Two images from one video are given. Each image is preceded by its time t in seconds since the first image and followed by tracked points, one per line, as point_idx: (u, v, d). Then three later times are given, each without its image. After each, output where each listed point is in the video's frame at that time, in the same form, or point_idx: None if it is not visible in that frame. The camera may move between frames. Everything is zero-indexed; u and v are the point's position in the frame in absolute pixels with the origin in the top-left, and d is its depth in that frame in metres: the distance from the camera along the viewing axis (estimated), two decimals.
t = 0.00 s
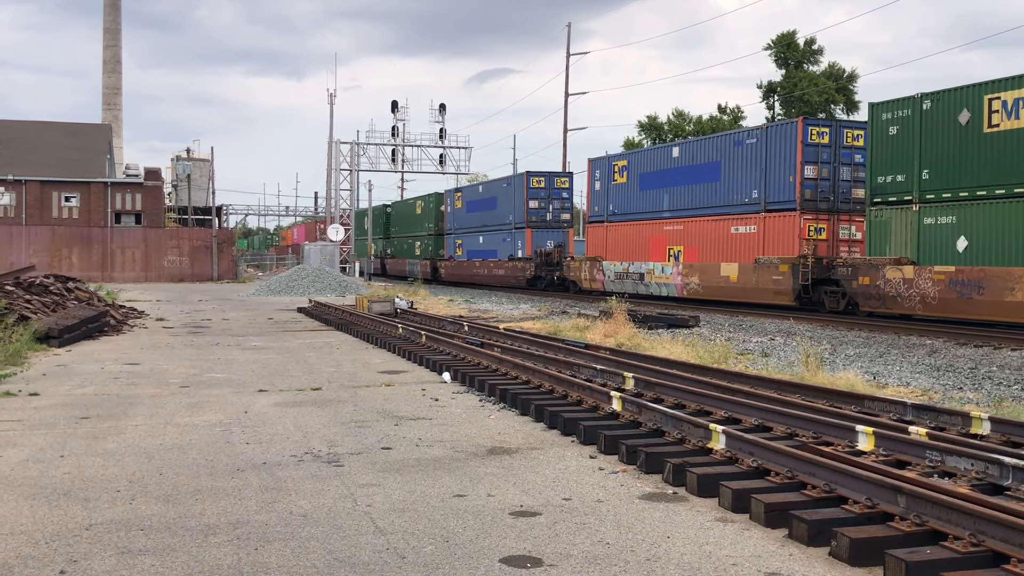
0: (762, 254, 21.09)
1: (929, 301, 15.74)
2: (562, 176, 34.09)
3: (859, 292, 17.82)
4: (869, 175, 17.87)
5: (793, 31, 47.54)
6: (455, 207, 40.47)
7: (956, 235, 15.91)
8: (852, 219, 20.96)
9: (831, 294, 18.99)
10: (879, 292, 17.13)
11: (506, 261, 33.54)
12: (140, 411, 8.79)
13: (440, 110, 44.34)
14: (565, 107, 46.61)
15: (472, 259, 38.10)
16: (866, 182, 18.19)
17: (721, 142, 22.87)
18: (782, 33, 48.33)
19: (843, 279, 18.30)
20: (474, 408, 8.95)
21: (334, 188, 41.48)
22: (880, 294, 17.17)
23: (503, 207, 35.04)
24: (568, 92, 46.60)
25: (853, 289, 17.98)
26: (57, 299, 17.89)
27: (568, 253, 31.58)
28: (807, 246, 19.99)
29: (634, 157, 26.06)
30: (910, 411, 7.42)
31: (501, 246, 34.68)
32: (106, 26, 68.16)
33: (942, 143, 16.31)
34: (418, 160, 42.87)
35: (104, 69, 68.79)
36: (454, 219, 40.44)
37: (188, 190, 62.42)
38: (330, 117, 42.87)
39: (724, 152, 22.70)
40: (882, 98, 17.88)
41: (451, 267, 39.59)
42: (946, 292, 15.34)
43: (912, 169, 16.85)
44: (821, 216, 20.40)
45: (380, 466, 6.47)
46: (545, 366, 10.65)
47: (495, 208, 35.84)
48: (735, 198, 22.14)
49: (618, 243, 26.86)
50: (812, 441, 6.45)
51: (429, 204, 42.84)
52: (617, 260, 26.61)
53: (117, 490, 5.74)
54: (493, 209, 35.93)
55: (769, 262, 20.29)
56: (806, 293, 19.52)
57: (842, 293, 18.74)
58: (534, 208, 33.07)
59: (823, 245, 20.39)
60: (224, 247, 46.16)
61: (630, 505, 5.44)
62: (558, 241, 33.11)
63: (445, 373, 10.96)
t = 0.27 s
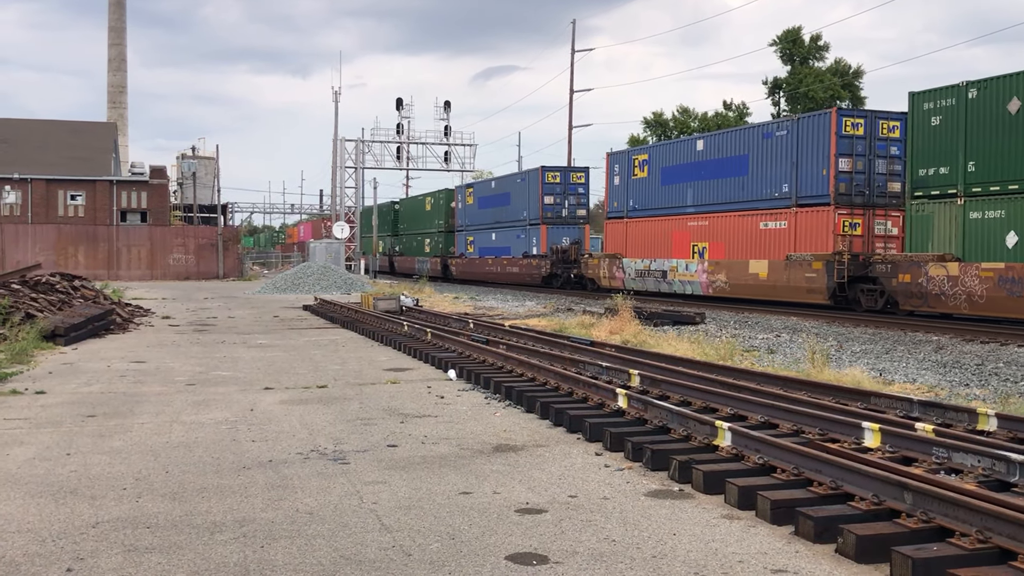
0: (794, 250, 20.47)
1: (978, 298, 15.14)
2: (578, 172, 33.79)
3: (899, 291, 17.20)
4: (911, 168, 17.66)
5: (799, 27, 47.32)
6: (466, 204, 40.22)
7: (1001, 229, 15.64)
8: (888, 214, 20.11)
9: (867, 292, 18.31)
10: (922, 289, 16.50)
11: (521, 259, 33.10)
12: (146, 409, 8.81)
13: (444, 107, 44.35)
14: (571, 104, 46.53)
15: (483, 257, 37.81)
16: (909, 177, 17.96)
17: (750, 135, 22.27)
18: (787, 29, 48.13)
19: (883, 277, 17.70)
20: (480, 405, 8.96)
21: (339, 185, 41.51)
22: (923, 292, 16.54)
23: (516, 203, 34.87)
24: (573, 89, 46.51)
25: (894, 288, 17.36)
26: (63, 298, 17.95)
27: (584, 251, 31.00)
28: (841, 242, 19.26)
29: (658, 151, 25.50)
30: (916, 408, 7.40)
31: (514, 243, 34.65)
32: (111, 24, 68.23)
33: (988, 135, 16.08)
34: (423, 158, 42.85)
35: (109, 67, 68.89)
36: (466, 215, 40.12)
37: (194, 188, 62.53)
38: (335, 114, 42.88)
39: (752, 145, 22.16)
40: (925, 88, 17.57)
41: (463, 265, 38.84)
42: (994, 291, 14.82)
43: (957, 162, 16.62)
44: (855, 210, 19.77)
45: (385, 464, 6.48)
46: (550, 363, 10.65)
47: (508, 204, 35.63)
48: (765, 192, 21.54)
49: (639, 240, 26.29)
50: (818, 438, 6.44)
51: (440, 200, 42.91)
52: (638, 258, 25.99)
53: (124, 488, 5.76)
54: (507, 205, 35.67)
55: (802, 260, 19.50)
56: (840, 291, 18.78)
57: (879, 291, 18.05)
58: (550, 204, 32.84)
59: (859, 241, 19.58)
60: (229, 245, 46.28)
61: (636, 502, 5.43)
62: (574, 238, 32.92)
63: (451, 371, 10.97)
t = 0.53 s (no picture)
0: (827, 247, 19.50)
1: None
2: (594, 166, 32.51)
3: (942, 289, 16.45)
4: (955, 160, 17.17)
5: (804, 23, 47.19)
6: (477, 200, 39.47)
7: None
8: (926, 208, 19.35)
9: (907, 291, 17.58)
10: (967, 287, 15.79)
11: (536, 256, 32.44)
12: (153, 407, 8.84)
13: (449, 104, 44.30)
14: (576, 102, 46.47)
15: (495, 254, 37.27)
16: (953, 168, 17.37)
17: (779, 127, 21.29)
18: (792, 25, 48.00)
19: (925, 274, 16.94)
20: (485, 402, 8.95)
21: (344, 183, 41.55)
22: (968, 290, 15.82)
23: (530, 200, 34.00)
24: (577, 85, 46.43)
25: (936, 286, 16.64)
26: (69, 296, 18.02)
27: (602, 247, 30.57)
28: (878, 238, 18.49)
29: (681, 144, 24.61)
30: (922, 405, 7.38)
31: (529, 240, 33.89)
32: (116, 24, 68.45)
33: None
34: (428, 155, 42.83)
35: (114, 66, 69.06)
36: (478, 212, 39.31)
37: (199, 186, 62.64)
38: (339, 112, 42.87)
39: (782, 137, 21.22)
40: (969, 77, 17.08)
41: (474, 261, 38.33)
42: None
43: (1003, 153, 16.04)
44: (892, 205, 18.85)
45: (392, 461, 6.48)
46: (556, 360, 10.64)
47: (522, 200, 34.75)
48: (795, 186, 20.62)
49: (661, 236, 25.35)
50: (824, 434, 6.42)
51: (450, 197, 42.23)
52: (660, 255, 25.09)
53: (131, 486, 5.78)
54: (521, 201, 34.68)
55: (835, 256, 18.80)
56: (879, 289, 18.11)
57: (919, 289, 17.31)
58: (566, 201, 31.72)
59: (896, 237, 18.81)
60: (235, 243, 46.43)
61: (643, 499, 5.43)
62: (591, 235, 31.85)
63: (456, 368, 10.99)
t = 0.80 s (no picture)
0: (861, 243, 18.64)
1: None
2: (610, 161, 32.04)
3: (988, 287, 15.77)
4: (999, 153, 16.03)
5: (807, 19, 47.07)
6: (488, 196, 39.09)
7: None
8: (965, 202, 18.37)
9: (948, 289, 16.96)
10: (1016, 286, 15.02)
11: (550, 254, 31.92)
12: (157, 406, 8.86)
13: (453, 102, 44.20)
14: (579, 99, 46.40)
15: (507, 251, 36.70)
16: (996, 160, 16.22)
17: (809, 118, 20.40)
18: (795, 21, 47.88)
19: (969, 273, 16.18)
20: (489, 400, 8.95)
21: (347, 181, 41.56)
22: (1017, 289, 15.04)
23: (544, 196, 33.40)
24: (581, 83, 46.34)
25: (982, 285, 15.91)
26: (73, 296, 18.06)
27: (619, 245, 30.38)
28: (916, 234, 17.55)
29: (703, 137, 23.83)
30: (927, 401, 7.36)
31: (542, 238, 33.26)
32: (120, 23, 68.60)
33: None
34: (431, 154, 42.81)
35: (118, 66, 69.17)
36: (489, 209, 38.81)
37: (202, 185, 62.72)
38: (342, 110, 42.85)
39: (811, 129, 20.38)
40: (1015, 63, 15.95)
41: (485, 258, 38.36)
42: None
43: None
44: (930, 199, 17.92)
45: (396, 460, 6.48)
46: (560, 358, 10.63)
47: (535, 196, 34.20)
48: (826, 180, 19.80)
49: (682, 232, 24.60)
50: (828, 431, 6.41)
51: (460, 194, 41.71)
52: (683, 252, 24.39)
53: (136, 485, 5.79)
54: (534, 197, 34.11)
55: (870, 253, 18.05)
56: (918, 288, 17.51)
57: (961, 288, 16.68)
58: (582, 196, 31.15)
59: (935, 232, 17.85)
60: (239, 242, 46.53)
61: (647, 496, 5.42)
62: (607, 232, 31.28)
63: (460, 366, 10.99)
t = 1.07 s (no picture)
0: (895, 241, 18.03)
1: None
2: (624, 157, 31.65)
3: None
4: None
5: (807, 17, 47.00)
6: (496, 194, 38.80)
7: None
8: (1005, 197, 17.61)
9: (990, 289, 16.68)
10: None
11: (563, 252, 31.63)
12: (159, 406, 8.87)
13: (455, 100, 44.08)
14: (580, 98, 46.39)
15: (517, 250, 36.28)
16: None
17: (837, 110, 19.89)
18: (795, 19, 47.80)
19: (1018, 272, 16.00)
20: (491, 398, 8.96)
21: (349, 180, 41.56)
22: None
23: (556, 192, 33.03)
24: (582, 81, 46.31)
25: None
26: (75, 295, 18.08)
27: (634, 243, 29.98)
28: (955, 230, 16.86)
29: (727, 131, 23.33)
30: (929, 398, 7.35)
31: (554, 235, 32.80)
32: (121, 22, 68.62)
33: None
34: (432, 152, 42.78)
35: (119, 65, 69.22)
36: (499, 207, 38.58)
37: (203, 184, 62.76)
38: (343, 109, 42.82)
39: (840, 122, 19.81)
40: None
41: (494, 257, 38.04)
42: None
43: None
44: (969, 194, 17.22)
45: (398, 458, 6.48)
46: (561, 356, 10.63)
47: (546, 193, 33.86)
48: (857, 174, 19.22)
49: (705, 230, 24.07)
50: (830, 428, 6.41)
51: (467, 191, 41.39)
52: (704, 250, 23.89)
53: (138, 485, 5.79)
54: (546, 194, 33.80)
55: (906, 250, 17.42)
56: (958, 287, 17.02)
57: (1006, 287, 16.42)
58: (594, 193, 30.81)
59: (974, 228, 17.12)
60: (240, 241, 46.59)
61: (649, 494, 5.42)
62: (621, 229, 30.91)
63: (462, 364, 11.00)
